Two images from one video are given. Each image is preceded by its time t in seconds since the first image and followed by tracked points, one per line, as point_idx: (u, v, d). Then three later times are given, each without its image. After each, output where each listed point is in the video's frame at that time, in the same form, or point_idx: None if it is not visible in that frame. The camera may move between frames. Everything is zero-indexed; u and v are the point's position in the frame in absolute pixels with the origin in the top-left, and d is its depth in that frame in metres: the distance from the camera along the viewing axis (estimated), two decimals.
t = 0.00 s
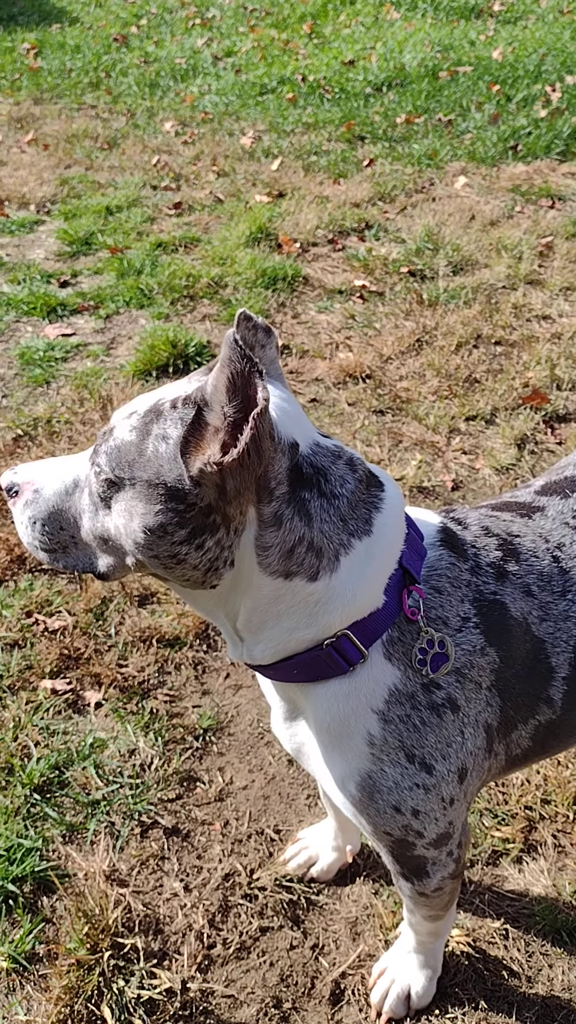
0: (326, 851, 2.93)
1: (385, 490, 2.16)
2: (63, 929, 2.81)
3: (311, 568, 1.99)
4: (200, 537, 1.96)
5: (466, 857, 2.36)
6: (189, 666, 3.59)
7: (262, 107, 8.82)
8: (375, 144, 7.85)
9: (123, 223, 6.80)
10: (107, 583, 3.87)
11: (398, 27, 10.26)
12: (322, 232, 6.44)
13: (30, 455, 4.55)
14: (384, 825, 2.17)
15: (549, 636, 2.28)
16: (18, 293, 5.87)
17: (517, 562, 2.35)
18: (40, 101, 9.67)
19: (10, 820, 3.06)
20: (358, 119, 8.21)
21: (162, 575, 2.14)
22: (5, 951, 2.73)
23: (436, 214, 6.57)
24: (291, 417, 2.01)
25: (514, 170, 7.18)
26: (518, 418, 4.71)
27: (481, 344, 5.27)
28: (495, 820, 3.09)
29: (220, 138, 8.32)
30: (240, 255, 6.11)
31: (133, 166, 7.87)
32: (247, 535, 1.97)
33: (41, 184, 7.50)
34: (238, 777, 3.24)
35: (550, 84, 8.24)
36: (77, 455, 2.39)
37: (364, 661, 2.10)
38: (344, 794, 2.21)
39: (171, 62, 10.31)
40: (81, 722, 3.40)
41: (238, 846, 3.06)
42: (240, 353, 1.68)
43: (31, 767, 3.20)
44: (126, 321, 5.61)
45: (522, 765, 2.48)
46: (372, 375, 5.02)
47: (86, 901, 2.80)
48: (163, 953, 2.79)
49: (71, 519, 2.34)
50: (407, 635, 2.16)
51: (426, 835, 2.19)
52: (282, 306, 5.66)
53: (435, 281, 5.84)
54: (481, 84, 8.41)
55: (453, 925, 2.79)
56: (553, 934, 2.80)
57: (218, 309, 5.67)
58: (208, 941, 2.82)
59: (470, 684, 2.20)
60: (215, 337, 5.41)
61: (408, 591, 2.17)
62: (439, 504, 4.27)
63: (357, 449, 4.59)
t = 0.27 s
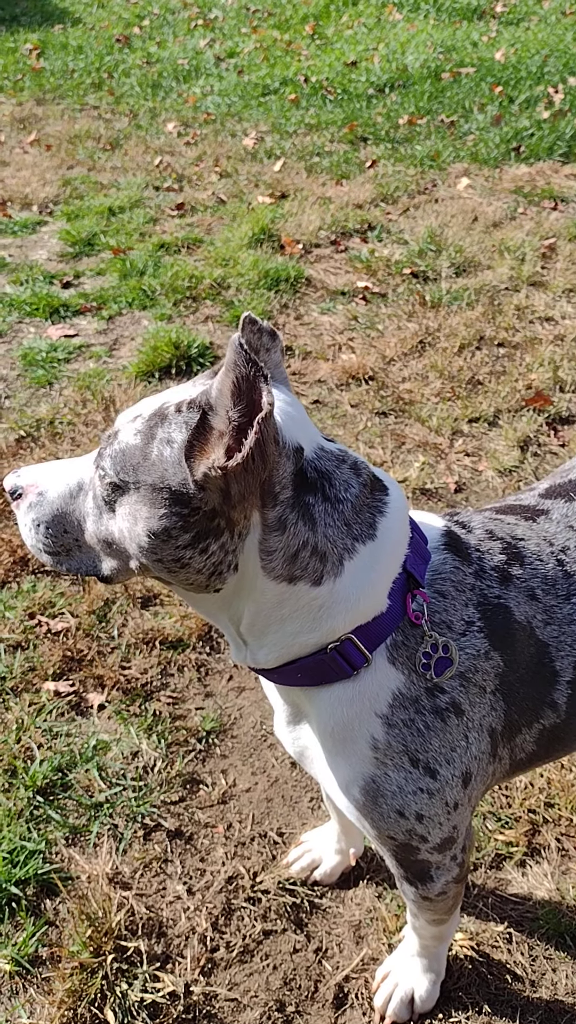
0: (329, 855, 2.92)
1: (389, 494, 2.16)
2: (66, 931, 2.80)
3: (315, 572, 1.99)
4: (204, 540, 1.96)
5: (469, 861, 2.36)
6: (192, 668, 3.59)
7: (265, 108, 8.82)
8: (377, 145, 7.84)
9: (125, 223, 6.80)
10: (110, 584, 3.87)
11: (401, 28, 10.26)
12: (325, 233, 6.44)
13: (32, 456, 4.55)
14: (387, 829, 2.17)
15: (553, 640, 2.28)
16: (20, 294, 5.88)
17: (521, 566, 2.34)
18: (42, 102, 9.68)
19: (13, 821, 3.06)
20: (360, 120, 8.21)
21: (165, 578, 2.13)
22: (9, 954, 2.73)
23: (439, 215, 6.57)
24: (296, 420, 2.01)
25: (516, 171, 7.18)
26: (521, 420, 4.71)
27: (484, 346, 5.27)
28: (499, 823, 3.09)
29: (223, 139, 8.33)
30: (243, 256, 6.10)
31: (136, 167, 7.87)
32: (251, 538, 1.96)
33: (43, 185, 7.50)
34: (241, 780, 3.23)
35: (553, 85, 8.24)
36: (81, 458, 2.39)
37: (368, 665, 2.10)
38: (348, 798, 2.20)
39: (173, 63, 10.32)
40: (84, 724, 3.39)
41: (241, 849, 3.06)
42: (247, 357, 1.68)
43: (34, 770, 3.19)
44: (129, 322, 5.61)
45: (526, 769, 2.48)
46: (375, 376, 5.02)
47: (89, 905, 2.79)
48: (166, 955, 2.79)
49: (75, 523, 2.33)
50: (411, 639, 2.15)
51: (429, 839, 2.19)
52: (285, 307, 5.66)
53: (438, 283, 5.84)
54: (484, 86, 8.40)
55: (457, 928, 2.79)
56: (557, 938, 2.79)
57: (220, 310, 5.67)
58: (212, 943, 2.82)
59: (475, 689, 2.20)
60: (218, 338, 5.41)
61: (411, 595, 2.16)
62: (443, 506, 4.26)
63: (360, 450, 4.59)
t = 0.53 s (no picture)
0: (328, 854, 2.92)
1: (387, 493, 2.16)
2: (65, 930, 2.80)
3: (312, 571, 1.99)
4: (201, 539, 1.96)
5: (467, 860, 2.36)
6: (191, 668, 3.59)
7: (266, 108, 8.83)
8: (378, 145, 7.84)
9: (126, 223, 6.80)
10: (110, 584, 3.87)
11: (402, 28, 10.26)
12: (325, 233, 6.44)
13: (32, 455, 4.55)
14: (384, 828, 2.17)
15: (551, 639, 2.27)
16: (20, 294, 5.88)
17: (520, 565, 2.34)
18: (43, 102, 9.68)
19: (12, 820, 3.06)
20: (361, 121, 8.20)
21: (162, 577, 2.13)
22: (7, 953, 2.73)
23: (440, 215, 6.57)
24: (293, 419, 2.01)
25: (517, 171, 7.18)
26: (521, 420, 4.70)
27: (484, 346, 5.27)
28: (497, 823, 3.09)
29: (223, 139, 8.33)
30: (243, 256, 6.10)
31: (136, 167, 7.87)
32: (248, 537, 1.96)
33: (44, 185, 7.50)
34: (240, 779, 3.23)
35: (554, 85, 8.24)
36: (79, 456, 2.39)
37: (365, 664, 2.10)
38: (346, 797, 2.20)
39: (174, 63, 10.32)
40: (83, 724, 3.39)
41: (240, 848, 3.06)
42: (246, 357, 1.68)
43: (33, 769, 3.19)
44: (129, 322, 5.61)
45: (524, 768, 2.47)
46: (375, 376, 5.01)
47: (87, 903, 2.79)
48: (165, 954, 2.79)
49: (73, 521, 2.33)
50: (408, 638, 2.15)
51: (427, 838, 2.18)
52: (285, 307, 5.66)
53: (438, 283, 5.84)
54: (485, 86, 8.40)
55: (455, 928, 2.79)
56: (555, 937, 2.79)
57: (220, 310, 5.67)
58: (210, 942, 2.82)
59: (472, 688, 2.20)
60: (218, 337, 5.41)
61: (409, 594, 2.16)
62: (442, 505, 4.26)
63: (360, 450, 4.59)
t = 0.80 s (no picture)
0: (328, 855, 2.92)
1: (388, 494, 2.16)
2: (65, 931, 2.80)
3: (313, 572, 1.99)
4: (201, 540, 1.96)
5: (468, 861, 2.36)
6: (192, 669, 3.59)
7: (267, 109, 8.83)
8: (379, 146, 7.84)
9: (127, 224, 6.81)
10: (111, 585, 3.87)
11: (404, 29, 10.26)
12: (326, 234, 6.44)
13: (33, 456, 4.55)
14: (385, 829, 2.17)
15: (552, 640, 2.27)
16: (21, 294, 5.88)
17: (520, 566, 2.34)
18: (44, 103, 9.69)
19: (13, 821, 3.06)
20: (362, 122, 8.20)
21: (162, 577, 2.13)
22: (8, 954, 2.73)
23: (441, 216, 6.57)
24: (294, 419, 2.01)
25: (518, 172, 7.18)
26: (522, 421, 4.70)
27: (485, 347, 5.26)
28: (499, 824, 3.08)
29: (224, 140, 8.33)
30: (244, 257, 6.10)
31: (137, 168, 7.88)
32: (248, 538, 1.96)
33: (45, 185, 7.51)
34: (241, 780, 3.23)
35: (555, 86, 8.24)
36: (79, 456, 2.39)
37: (366, 665, 2.10)
38: (346, 798, 2.20)
39: (175, 64, 10.33)
40: (83, 724, 3.39)
41: (241, 849, 3.06)
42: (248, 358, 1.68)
43: (34, 770, 3.19)
44: (130, 322, 5.62)
45: (525, 770, 2.47)
46: (376, 377, 5.01)
47: (88, 904, 2.79)
48: (166, 955, 2.79)
49: (73, 520, 2.33)
50: (409, 639, 2.15)
51: (428, 840, 2.18)
52: (286, 307, 5.66)
53: (439, 283, 5.84)
54: (485, 87, 8.39)
55: (456, 929, 2.78)
56: (557, 939, 2.79)
57: (221, 311, 5.67)
58: (211, 943, 2.81)
59: (473, 689, 2.19)
60: (219, 338, 5.41)
61: (410, 596, 2.16)
62: (443, 506, 4.26)
63: (361, 450, 4.59)
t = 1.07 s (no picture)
0: (328, 855, 2.93)
1: (389, 494, 2.16)
2: (66, 930, 2.81)
3: (314, 571, 1.99)
4: (203, 538, 1.97)
5: (468, 860, 2.36)
6: (192, 669, 3.59)
7: (267, 109, 8.84)
8: (379, 147, 7.84)
9: (128, 224, 6.82)
10: (111, 585, 3.88)
11: (404, 30, 10.27)
12: (326, 235, 6.45)
13: (34, 456, 4.57)
14: (385, 828, 2.17)
15: (552, 639, 2.28)
16: (22, 295, 5.89)
17: (520, 565, 2.35)
18: (45, 104, 9.70)
19: (13, 821, 3.07)
20: (363, 123, 8.21)
21: (163, 575, 2.14)
22: (8, 953, 2.74)
23: (441, 216, 6.57)
24: (296, 418, 2.01)
25: (519, 172, 7.19)
26: (522, 421, 4.70)
27: (486, 347, 5.27)
28: (498, 823, 3.09)
29: (225, 140, 8.35)
30: (245, 257, 6.10)
31: (138, 168, 7.89)
32: (249, 537, 1.97)
33: (46, 186, 7.52)
34: (241, 779, 3.24)
35: (555, 86, 8.25)
36: (79, 454, 2.39)
37: (366, 664, 2.10)
38: (346, 797, 2.21)
39: (176, 65, 10.34)
40: (84, 724, 3.40)
41: (241, 848, 3.06)
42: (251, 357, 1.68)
43: (34, 769, 3.20)
44: (130, 322, 5.63)
45: (524, 769, 2.48)
46: (376, 377, 5.02)
47: (88, 903, 2.80)
48: (166, 955, 2.79)
49: (74, 519, 2.34)
50: (409, 639, 2.16)
51: (427, 838, 2.19)
52: (286, 308, 5.67)
53: (440, 284, 5.84)
54: (486, 87, 8.39)
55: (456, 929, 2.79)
56: (556, 938, 2.79)
57: (222, 311, 5.68)
58: (211, 943, 2.82)
59: (473, 688, 2.20)
60: (219, 338, 5.42)
61: (410, 595, 2.16)
62: (443, 506, 4.27)
63: (361, 450, 4.60)
